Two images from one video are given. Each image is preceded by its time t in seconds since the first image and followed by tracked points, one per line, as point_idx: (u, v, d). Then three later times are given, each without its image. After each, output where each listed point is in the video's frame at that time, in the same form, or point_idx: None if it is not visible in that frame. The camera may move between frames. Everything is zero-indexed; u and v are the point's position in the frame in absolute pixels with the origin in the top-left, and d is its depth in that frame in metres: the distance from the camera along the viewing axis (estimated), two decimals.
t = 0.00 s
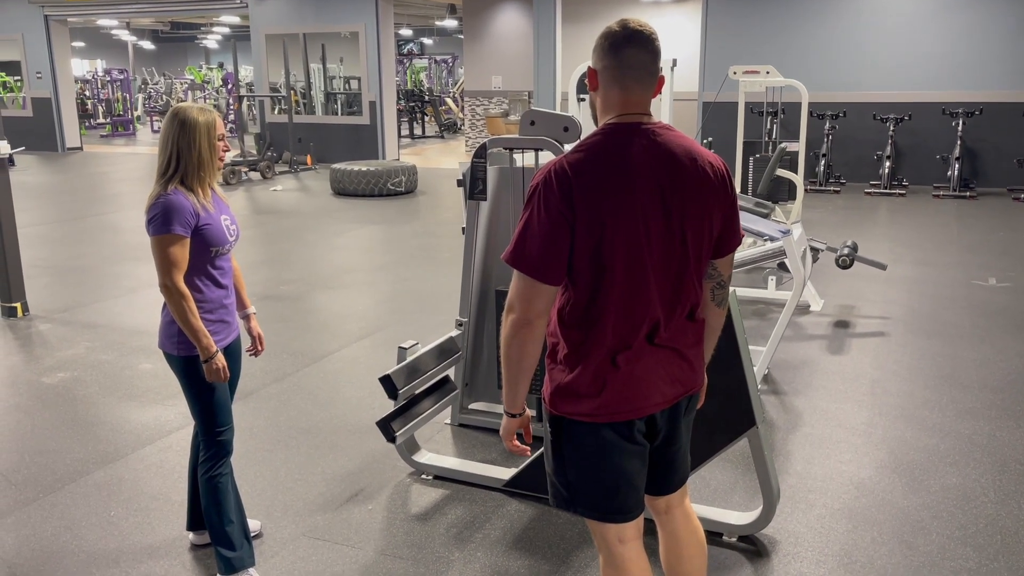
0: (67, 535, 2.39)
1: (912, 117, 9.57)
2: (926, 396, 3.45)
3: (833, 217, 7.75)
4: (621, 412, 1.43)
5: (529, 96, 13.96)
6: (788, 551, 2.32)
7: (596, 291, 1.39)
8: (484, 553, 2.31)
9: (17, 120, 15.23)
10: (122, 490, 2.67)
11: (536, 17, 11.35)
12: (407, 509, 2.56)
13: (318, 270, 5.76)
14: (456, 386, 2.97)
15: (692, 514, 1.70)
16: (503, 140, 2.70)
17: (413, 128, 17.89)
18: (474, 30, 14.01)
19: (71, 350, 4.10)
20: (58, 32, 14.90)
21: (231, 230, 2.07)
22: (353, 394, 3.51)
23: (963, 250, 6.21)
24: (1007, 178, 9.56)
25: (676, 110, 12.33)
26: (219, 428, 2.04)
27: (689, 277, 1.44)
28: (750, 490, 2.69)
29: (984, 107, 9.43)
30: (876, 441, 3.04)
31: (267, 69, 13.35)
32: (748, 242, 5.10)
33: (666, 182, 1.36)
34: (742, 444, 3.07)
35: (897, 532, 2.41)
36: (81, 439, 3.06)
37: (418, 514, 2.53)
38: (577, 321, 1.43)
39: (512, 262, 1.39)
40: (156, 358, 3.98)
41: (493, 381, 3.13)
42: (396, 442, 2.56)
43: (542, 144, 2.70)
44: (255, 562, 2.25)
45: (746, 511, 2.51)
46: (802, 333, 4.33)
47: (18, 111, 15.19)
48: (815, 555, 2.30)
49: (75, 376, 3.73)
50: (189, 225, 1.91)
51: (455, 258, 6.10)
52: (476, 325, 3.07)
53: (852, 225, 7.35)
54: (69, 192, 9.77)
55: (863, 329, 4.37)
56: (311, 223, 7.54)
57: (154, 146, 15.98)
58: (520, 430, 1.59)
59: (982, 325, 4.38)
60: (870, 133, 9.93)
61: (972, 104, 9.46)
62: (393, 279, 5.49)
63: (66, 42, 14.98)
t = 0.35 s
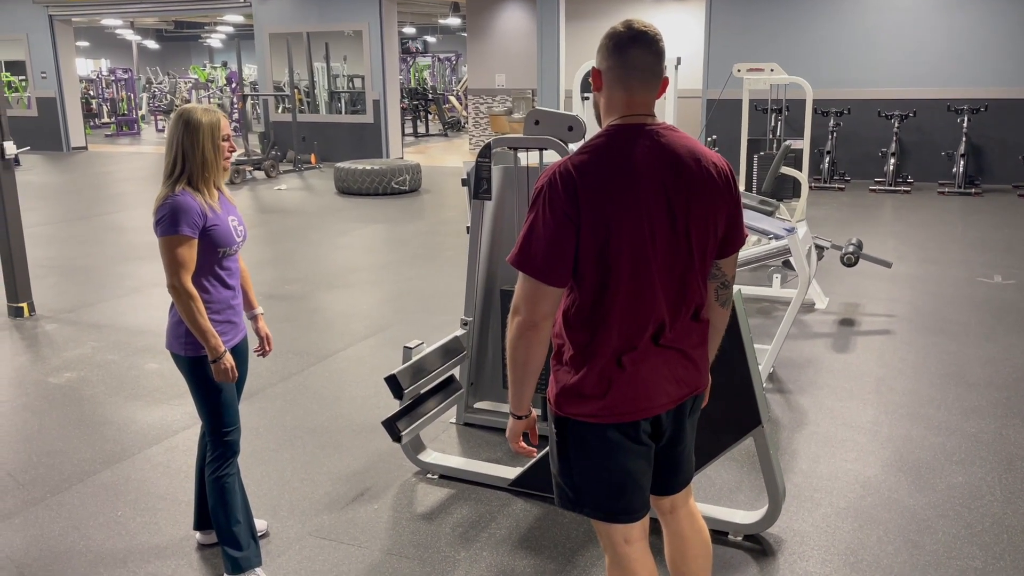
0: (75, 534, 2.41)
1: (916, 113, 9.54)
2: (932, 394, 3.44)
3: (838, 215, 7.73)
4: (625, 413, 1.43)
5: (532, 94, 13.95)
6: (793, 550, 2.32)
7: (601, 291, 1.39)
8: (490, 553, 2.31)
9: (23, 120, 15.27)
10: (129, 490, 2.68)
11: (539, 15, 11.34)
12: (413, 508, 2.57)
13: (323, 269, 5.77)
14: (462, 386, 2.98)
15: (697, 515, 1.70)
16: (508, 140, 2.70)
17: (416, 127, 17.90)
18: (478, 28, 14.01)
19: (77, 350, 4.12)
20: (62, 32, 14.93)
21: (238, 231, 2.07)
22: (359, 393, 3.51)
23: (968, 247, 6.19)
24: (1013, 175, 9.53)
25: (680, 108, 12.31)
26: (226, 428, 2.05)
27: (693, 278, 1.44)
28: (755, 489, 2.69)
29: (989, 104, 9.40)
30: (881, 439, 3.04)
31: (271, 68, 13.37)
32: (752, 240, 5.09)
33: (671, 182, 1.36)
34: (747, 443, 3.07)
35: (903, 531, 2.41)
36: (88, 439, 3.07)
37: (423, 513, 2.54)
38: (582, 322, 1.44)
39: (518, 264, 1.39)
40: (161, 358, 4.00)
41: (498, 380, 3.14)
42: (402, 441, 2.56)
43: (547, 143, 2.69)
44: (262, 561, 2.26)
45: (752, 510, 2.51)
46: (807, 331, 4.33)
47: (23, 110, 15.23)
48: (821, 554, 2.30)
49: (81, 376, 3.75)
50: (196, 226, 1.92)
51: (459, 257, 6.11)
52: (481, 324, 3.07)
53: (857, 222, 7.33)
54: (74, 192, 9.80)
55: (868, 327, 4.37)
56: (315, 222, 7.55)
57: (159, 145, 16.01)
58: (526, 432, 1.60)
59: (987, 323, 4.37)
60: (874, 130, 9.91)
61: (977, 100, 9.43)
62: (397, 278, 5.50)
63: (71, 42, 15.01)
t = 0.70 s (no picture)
0: (79, 534, 2.41)
1: (918, 110, 9.53)
2: (934, 391, 3.44)
3: (839, 212, 7.72)
4: (628, 412, 1.43)
5: (534, 91, 13.94)
6: (796, 548, 2.32)
7: (602, 290, 1.40)
8: (493, 551, 2.31)
9: (24, 118, 15.28)
10: (132, 490, 2.68)
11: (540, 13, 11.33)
12: (416, 506, 2.57)
13: (324, 268, 5.77)
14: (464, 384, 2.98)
15: (699, 512, 1.70)
16: (509, 138, 2.70)
17: (417, 125, 17.90)
18: (479, 25, 13.99)
19: (80, 349, 4.12)
20: (64, 31, 14.94)
21: (241, 230, 2.08)
22: (361, 392, 3.52)
23: (970, 244, 6.18)
24: (1015, 172, 9.51)
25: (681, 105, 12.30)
26: (229, 427, 2.05)
27: (694, 277, 1.44)
28: (758, 487, 2.70)
29: (990, 101, 9.39)
30: (883, 436, 3.04)
31: (272, 66, 13.37)
32: (754, 238, 5.09)
33: (672, 182, 1.36)
34: (750, 440, 3.07)
35: (905, 529, 2.41)
36: (91, 438, 3.08)
37: (426, 511, 2.54)
38: (585, 321, 1.44)
39: (520, 264, 1.39)
40: (164, 357, 4.00)
41: (500, 379, 3.14)
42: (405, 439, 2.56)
43: (548, 141, 2.69)
44: (265, 560, 2.26)
45: (754, 508, 2.52)
46: (810, 329, 4.33)
47: (24, 109, 15.25)
48: (824, 552, 2.30)
49: (84, 375, 3.75)
50: (199, 226, 1.92)
51: (461, 255, 6.11)
52: (483, 323, 3.08)
53: (859, 219, 7.33)
54: (76, 191, 9.80)
55: (870, 325, 4.36)
56: (317, 221, 7.55)
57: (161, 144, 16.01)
58: (528, 431, 1.60)
59: (990, 320, 4.37)
60: (876, 127, 9.90)
61: (979, 97, 9.42)
62: (399, 276, 5.50)
63: (72, 41, 15.02)
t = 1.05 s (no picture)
0: (81, 533, 2.42)
1: (920, 107, 9.51)
2: (935, 389, 3.44)
3: (841, 209, 7.72)
4: (628, 412, 1.43)
5: (535, 88, 13.93)
6: (798, 547, 2.33)
7: (602, 289, 1.40)
8: (495, 550, 2.32)
9: (25, 117, 15.28)
10: (134, 489, 2.69)
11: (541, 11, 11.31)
12: (418, 505, 2.58)
13: (326, 266, 5.77)
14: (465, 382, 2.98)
15: (698, 510, 1.71)
16: (510, 137, 2.70)
17: (418, 122, 17.90)
18: (480, 23, 13.99)
19: (81, 348, 4.13)
20: (65, 29, 14.95)
21: (242, 231, 2.08)
22: (362, 390, 3.52)
23: (972, 241, 6.18)
24: (1017, 168, 9.50)
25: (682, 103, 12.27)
26: (230, 426, 2.06)
27: (694, 277, 1.45)
28: (759, 485, 2.70)
29: (992, 97, 9.37)
30: (884, 434, 3.04)
31: (273, 64, 13.37)
32: (756, 236, 5.09)
33: (672, 182, 1.36)
34: (751, 439, 3.07)
35: (907, 527, 2.41)
36: (94, 437, 3.08)
37: (428, 510, 2.55)
38: (586, 321, 1.44)
39: (521, 264, 1.39)
40: (166, 356, 4.01)
41: (502, 378, 3.14)
42: (407, 438, 2.57)
43: (549, 140, 2.68)
44: (267, 560, 2.26)
45: (755, 506, 2.52)
46: (811, 326, 4.33)
47: (26, 108, 15.25)
48: (825, 551, 2.30)
49: (87, 374, 3.76)
50: (200, 226, 1.92)
51: (462, 253, 6.11)
52: (484, 322, 3.08)
53: (861, 217, 7.32)
54: (78, 189, 9.81)
55: (872, 322, 4.36)
56: (318, 219, 7.56)
57: (162, 142, 16.03)
58: (528, 432, 1.60)
59: (992, 318, 4.37)
60: (878, 124, 9.89)
61: (981, 93, 9.41)
62: (401, 274, 5.50)
63: (73, 39, 15.02)
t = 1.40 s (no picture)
0: (85, 535, 2.42)
1: (923, 106, 9.49)
2: (939, 389, 3.43)
3: (843, 208, 7.71)
4: (634, 412, 1.43)
5: (537, 87, 13.93)
6: (802, 548, 2.32)
7: (608, 291, 1.39)
8: (498, 551, 2.31)
9: (28, 117, 15.30)
10: (137, 490, 2.69)
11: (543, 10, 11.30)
12: (421, 506, 2.57)
13: (328, 266, 5.77)
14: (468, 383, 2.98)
15: (698, 511, 1.70)
16: (513, 137, 2.69)
17: (420, 121, 17.91)
18: (482, 22, 13.99)
19: (85, 348, 4.13)
20: (67, 29, 14.96)
21: (244, 233, 2.08)
22: (365, 391, 3.52)
23: (975, 240, 6.17)
24: (1020, 167, 9.48)
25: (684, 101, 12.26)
26: (233, 428, 2.05)
27: (698, 276, 1.45)
28: (762, 486, 2.69)
29: (995, 95, 9.35)
30: (888, 435, 3.03)
31: (275, 64, 13.38)
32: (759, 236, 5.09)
33: (678, 183, 1.37)
34: (754, 439, 3.07)
35: (911, 528, 2.40)
36: (97, 438, 3.09)
37: (431, 511, 2.55)
38: (592, 323, 1.43)
39: (528, 267, 1.38)
40: (169, 356, 4.01)
41: (504, 378, 3.14)
42: (409, 439, 2.58)
43: (552, 140, 2.68)
44: (270, 561, 2.26)
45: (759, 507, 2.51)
46: (814, 326, 4.32)
47: (28, 108, 15.27)
48: (829, 552, 2.30)
49: (90, 374, 3.76)
50: (201, 227, 1.92)
51: (464, 252, 6.11)
52: (487, 322, 3.08)
53: (863, 216, 7.31)
54: (80, 189, 9.82)
55: (875, 322, 4.35)
56: (321, 219, 7.56)
57: (165, 142, 16.04)
58: (533, 435, 1.59)
59: (996, 317, 4.36)
60: (880, 123, 9.87)
61: (984, 92, 9.39)
62: (403, 274, 5.50)
63: (75, 39, 15.04)
